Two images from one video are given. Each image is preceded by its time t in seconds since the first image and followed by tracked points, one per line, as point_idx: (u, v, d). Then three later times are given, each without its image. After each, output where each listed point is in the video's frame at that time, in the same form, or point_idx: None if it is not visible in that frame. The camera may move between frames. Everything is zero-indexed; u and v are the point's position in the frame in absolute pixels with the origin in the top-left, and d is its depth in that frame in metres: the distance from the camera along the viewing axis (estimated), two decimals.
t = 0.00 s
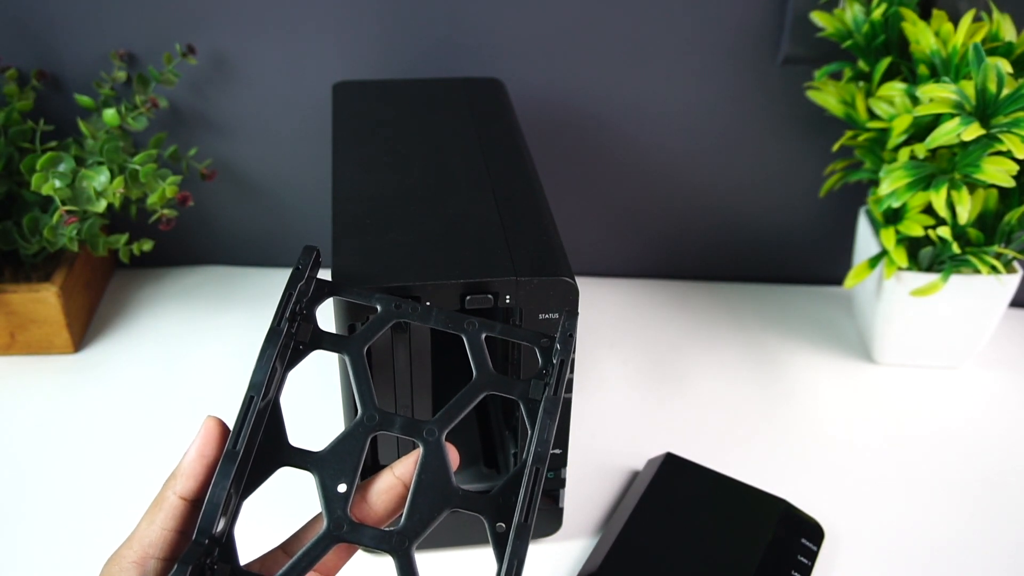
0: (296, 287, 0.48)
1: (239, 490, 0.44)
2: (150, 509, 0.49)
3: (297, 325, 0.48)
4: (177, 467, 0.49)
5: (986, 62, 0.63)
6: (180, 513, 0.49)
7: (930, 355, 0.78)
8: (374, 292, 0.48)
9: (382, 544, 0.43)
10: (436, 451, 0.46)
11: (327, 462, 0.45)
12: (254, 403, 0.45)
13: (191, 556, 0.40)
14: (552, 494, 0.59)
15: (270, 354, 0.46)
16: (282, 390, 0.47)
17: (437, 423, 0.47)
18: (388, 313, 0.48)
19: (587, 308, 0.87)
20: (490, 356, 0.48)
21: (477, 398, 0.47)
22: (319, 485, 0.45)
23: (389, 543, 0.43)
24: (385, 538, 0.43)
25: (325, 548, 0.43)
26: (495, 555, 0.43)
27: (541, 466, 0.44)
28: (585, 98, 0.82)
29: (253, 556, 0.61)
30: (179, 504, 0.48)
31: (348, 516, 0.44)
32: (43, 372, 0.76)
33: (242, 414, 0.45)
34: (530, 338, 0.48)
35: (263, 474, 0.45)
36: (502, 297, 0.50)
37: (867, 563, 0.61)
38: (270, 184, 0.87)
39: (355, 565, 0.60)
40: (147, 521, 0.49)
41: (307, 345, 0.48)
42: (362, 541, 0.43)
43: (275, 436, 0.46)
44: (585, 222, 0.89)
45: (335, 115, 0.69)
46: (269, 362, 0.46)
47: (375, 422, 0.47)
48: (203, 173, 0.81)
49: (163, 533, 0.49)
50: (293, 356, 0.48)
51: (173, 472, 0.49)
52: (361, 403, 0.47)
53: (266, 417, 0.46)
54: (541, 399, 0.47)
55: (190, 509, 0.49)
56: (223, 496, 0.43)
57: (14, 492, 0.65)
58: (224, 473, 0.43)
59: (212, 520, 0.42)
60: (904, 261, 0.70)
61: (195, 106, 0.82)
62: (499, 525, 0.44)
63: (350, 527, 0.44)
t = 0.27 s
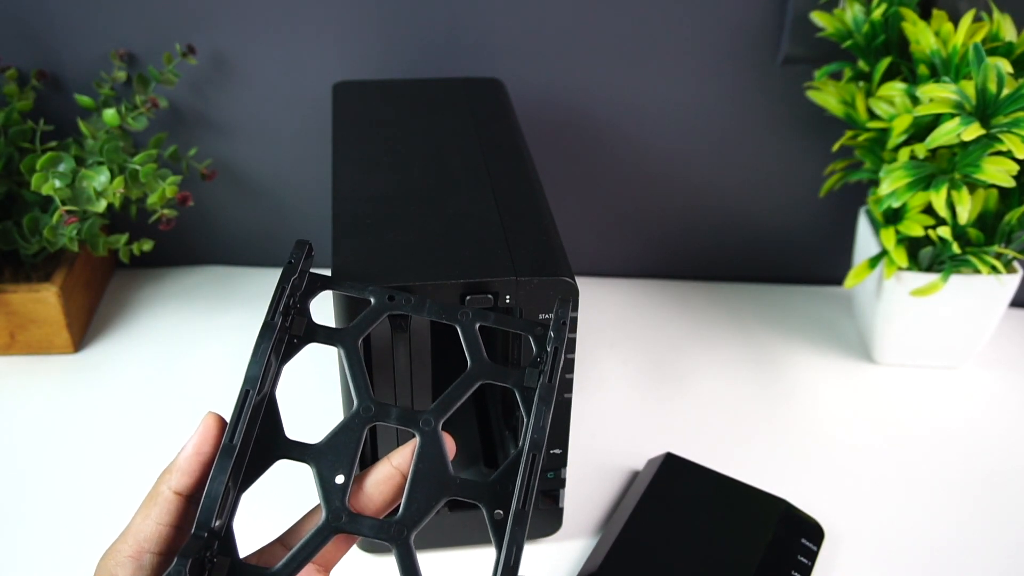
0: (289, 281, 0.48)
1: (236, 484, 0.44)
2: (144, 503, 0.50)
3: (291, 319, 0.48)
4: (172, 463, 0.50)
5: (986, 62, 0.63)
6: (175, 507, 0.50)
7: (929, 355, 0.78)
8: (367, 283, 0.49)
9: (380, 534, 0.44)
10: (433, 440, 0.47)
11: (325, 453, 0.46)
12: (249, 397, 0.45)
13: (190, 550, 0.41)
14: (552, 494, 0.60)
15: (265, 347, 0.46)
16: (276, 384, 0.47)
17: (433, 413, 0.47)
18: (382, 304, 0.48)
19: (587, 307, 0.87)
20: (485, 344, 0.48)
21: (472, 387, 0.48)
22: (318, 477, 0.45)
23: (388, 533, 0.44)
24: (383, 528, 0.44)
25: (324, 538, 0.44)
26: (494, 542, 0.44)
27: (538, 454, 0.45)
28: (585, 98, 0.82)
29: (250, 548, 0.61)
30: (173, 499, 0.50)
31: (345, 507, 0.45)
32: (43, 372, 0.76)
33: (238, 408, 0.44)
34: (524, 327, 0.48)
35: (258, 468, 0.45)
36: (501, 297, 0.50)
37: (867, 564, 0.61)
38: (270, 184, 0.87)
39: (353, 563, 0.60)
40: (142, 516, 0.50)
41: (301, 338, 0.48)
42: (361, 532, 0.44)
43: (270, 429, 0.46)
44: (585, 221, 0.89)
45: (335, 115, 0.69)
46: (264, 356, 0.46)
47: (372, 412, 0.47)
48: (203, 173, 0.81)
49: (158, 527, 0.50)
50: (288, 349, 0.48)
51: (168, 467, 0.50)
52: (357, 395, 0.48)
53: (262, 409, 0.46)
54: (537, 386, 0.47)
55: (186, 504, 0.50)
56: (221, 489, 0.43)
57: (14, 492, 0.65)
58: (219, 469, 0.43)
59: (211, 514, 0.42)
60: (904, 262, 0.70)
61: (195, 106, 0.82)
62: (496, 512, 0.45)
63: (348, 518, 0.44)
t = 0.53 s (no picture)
0: (256, 171, 0.49)
1: (198, 372, 0.44)
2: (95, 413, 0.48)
3: (256, 214, 0.49)
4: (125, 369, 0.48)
5: (986, 62, 0.63)
6: (130, 418, 0.48)
7: (929, 355, 0.78)
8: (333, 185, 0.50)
9: (346, 427, 0.43)
10: (403, 334, 0.47)
11: (293, 348, 0.46)
12: (213, 286, 0.45)
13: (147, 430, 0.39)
14: (552, 494, 0.60)
15: (231, 239, 0.46)
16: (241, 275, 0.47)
17: (403, 311, 0.47)
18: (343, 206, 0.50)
19: (587, 307, 0.87)
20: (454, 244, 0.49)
21: (444, 287, 0.48)
22: (282, 371, 0.45)
23: (354, 425, 0.44)
24: (351, 423, 0.44)
25: (289, 430, 0.44)
26: (464, 434, 0.43)
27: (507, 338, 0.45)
28: (585, 98, 0.82)
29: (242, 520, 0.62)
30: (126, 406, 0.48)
31: (310, 400, 0.44)
32: (43, 372, 0.76)
33: (201, 293, 0.45)
34: (496, 229, 0.50)
35: (220, 358, 0.45)
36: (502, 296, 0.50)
37: (866, 563, 0.61)
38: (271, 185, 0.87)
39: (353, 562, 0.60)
40: (93, 425, 0.48)
41: (266, 233, 0.49)
42: (325, 424, 0.43)
43: (233, 321, 0.46)
44: (585, 221, 0.89)
45: (335, 115, 0.69)
46: (228, 245, 0.46)
47: (339, 306, 0.47)
48: (203, 172, 0.81)
49: (111, 437, 0.48)
50: (253, 243, 0.48)
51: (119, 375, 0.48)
52: (322, 292, 0.48)
53: (225, 301, 0.46)
54: (508, 285, 0.47)
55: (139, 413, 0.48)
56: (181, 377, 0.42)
57: (15, 492, 0.65)
58: (180, 352, 0.43)
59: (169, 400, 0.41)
60: (904, 261, 0.70)
61: (195, 106, 0.82)
62: (467, 405, 0.44)
63: (313, 409, 0.44)
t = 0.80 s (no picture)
0: (220, 76, 0.50)
1: (179, 276, 0.47)
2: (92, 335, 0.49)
3: (226, 119, 0.50)
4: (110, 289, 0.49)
5: (986, 62, 0.63)
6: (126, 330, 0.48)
7: (929, 355, 0.78)
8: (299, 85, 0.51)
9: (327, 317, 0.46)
10: (378, 226, 0.49)
11: (271, 245, 0.48)
12: (185, 186, 0.47)
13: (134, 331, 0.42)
14: (552, 494, 0.60)
15: (199, 142, 0.48)
16: (212, 180, 0.49)
17: (376, 203, 0.50)
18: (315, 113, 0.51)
19: (587, 308, 0.87)
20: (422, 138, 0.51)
21: (414, 177, 0.50)
22: (263, 267, 0.48)
23: (335, 314, 0.47)
24: (331, 313, 0.47)
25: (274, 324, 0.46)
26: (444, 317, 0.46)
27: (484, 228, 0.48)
28: (585, 98, 0.82)
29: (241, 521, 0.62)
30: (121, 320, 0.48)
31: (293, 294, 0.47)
32: (43, 372, 0.76)
33: (177, 194, 0.47)
34: (460, 119, 0.51)
35: (200, 260, 0.48)
36: (502, 297, 0.50)
37: (867, 563, 0.61)
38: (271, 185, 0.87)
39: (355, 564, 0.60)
40: (94, 344, 0.48)
41: (237, 138, 0.50)
42: (306, 315, 0.46)
43: (208, 231, 0.49)
44: (585, 222, 0.89)
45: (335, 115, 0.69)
46: (197, 148, 0.48)
47: (313, 205, 0.49)
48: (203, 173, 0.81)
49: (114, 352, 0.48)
50: (223, 149, 0.50)
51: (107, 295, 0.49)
52: (294, 190, 0.49)
53: (201, 202, 0.48)
54: (478, 173, 0.50)
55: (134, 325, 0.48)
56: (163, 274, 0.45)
57: (15, 493, 0.65)
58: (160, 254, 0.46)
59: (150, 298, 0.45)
60: (904, 261, 0.70)
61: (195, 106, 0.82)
62: (444, 292, 0.47)
63: (296, 303, 0.46)
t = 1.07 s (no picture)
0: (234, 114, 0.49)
1: (199, 316, 0.47)
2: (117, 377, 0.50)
3: (241, 154, 0.50)
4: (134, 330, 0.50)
5: (986, 62, 0.63)
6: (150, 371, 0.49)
7: (929, 355, 0.78)
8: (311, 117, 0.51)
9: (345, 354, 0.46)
10: (391, 259, 0.49)
11: (283, 282, 0.48)
12: (203, 228, 0.47)
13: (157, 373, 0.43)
14: (552, 494, 0.60)
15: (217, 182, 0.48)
16: (231, 218, 0.49)
17: (389, 235, 0.49)
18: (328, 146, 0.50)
19: (587, 307, 0.87)
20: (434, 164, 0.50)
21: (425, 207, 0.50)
22: (279, 303, 0.48)
23: (352, 351, 0.46)
24: (345, 346, 0.46)
25: (291, 360, 0.47)
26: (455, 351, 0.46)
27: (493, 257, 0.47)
28: (586, 98, 0.82)
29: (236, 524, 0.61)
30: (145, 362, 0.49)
31: (309, 330, 0.47)
32: (43, 372, 0.76)
33: (192, 236, 0.47)
34: (471, 143, 0.50)
35: (218, 301, 0.48)
36: (502, 297, 0.50)
37: (867, 563, 0.61)
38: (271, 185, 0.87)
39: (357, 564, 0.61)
40: (119, 387, 0.49)
41: (253, 173, 0.50)
42: (324, 351, 0.46)
43: (228, 273, 0.49)
44: (585, 221, 0.89)
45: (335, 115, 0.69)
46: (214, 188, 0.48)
47: (327, 240, 0.49)
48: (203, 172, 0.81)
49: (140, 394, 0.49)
50: (240, 185, 0.50)
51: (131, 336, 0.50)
52: (310, 225, 0.49)
53: (220, 242, 0.49)
54: (489, 200, 0.49)
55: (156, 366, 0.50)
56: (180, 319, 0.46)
57: (14, 493, 0.65)
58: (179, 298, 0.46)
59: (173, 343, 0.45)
60: (904, 261, 0.70)
61: (195, 106, 0.82)
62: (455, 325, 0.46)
63: (312, 339, 0.47)
